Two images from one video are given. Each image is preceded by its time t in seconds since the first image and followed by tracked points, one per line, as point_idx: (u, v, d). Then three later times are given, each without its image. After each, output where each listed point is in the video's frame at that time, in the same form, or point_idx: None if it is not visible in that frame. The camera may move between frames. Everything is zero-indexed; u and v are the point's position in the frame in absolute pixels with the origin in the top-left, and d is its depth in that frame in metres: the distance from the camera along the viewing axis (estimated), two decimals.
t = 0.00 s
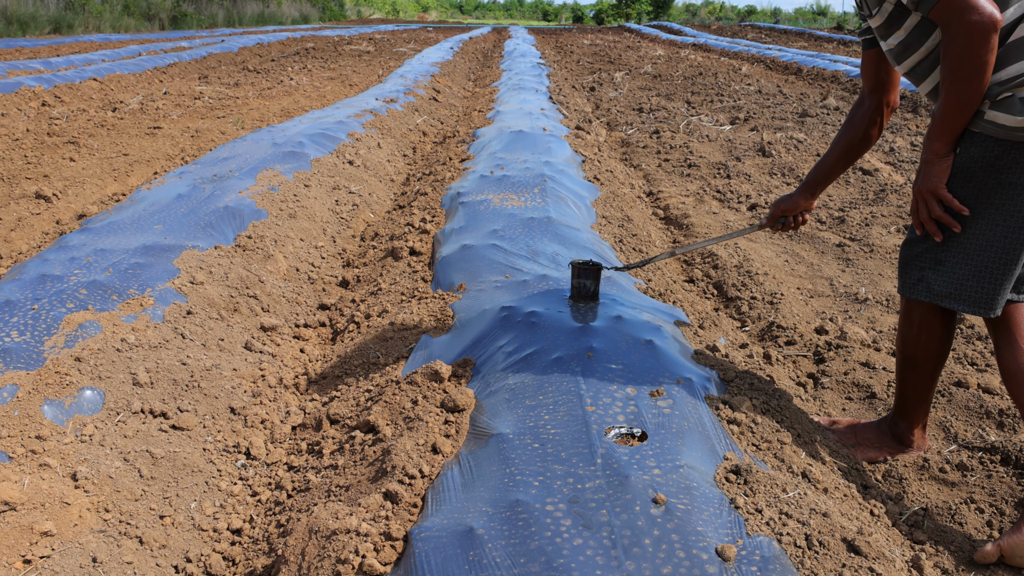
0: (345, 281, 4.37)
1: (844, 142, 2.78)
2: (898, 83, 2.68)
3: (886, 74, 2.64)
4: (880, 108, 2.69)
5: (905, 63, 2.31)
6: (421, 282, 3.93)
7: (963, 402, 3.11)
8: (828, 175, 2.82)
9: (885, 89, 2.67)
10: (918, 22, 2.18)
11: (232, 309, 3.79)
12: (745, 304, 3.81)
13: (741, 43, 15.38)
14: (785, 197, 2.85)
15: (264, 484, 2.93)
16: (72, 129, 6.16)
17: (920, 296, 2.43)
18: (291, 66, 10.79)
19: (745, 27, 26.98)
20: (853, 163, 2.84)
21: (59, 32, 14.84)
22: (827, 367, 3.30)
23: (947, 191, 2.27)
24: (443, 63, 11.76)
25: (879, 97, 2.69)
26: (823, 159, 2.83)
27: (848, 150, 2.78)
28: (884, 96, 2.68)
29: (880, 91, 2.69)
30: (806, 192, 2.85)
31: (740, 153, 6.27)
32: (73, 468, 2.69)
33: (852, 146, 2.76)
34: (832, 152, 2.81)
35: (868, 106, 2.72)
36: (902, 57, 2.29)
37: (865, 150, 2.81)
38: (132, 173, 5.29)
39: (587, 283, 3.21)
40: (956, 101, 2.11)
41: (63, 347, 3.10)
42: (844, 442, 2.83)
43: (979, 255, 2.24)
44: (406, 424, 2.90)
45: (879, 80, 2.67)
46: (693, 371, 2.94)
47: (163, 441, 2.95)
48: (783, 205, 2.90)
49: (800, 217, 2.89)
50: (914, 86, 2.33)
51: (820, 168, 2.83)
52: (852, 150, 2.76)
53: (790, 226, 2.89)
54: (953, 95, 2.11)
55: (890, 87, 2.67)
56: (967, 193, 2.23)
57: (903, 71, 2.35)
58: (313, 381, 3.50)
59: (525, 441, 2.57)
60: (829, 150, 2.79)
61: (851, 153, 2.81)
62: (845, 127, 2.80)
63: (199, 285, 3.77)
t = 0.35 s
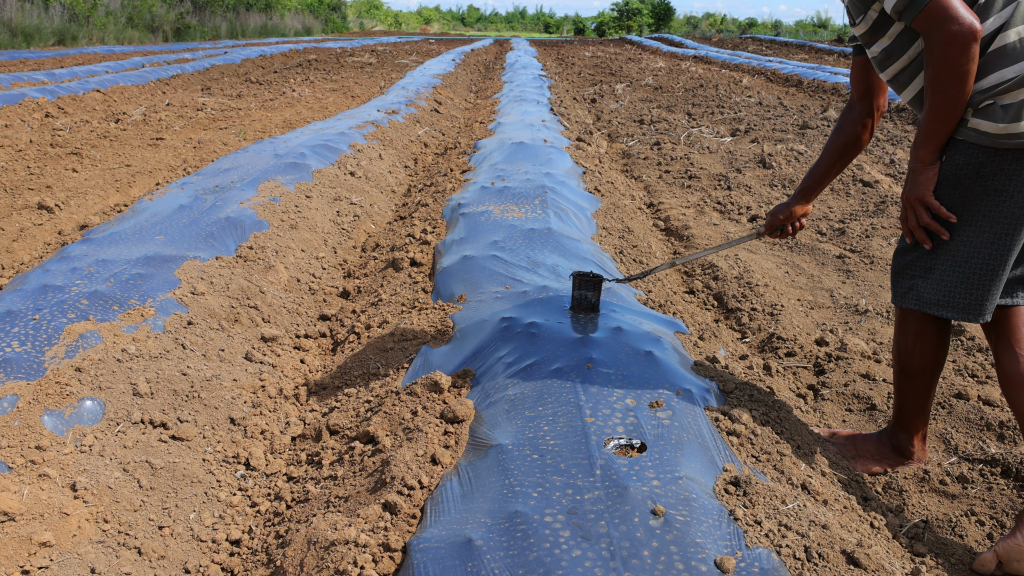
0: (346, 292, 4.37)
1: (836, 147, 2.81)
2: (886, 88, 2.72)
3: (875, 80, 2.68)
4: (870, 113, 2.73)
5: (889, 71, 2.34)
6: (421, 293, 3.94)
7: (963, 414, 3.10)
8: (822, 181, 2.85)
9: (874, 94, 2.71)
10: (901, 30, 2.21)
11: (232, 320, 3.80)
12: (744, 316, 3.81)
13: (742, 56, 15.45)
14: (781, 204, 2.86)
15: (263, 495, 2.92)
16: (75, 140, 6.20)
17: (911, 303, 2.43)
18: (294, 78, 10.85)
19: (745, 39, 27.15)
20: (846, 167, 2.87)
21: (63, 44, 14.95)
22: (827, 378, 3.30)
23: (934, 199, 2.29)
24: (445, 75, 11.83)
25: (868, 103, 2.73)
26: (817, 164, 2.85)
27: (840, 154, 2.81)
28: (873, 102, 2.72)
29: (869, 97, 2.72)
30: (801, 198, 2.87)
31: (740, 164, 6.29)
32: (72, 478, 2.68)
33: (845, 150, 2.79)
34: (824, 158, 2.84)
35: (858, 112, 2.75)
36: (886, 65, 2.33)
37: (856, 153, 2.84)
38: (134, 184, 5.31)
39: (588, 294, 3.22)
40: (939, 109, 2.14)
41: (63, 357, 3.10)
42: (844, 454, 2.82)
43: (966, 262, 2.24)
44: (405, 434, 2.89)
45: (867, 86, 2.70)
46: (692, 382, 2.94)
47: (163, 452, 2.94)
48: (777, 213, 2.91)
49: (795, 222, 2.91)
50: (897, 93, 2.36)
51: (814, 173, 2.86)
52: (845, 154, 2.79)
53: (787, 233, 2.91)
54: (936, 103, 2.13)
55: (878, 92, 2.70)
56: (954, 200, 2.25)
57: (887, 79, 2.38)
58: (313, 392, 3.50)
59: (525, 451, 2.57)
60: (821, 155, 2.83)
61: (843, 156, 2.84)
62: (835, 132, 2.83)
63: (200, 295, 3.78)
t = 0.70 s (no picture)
0: (346, 300, 4.37)
1: (827, 147, 2.87)
2: (875, 88, 2.79)
3: (866, 80, 2.74)
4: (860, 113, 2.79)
5: (890, 75, 2.36)
6: (422, 302, 3.95)
7: (964, 422, 3.10)
8: (814, 181, 2.91)
9: (865, 94, 2.77)
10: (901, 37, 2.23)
11: (233, 328, 3.80)
12: (745, 324, 3.81)
13: (742, 65, 15.52)
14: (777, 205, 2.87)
15: (263, 503, 2.91)
16: (77, 148, 6.21)
17: (920, 311, 2.42)
18: (295, 86, 10.88)
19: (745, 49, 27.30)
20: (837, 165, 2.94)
21: (65, 53, 15.00)
22: (828, 386, 3.29)
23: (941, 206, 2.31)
24: (446, 84, 11.88)
25: (859, 103, 2.79)
26: (809, 164, 2.90)
27: (832, 153, 2.88)
28: (864, 102, 2.78)
29: (860, 97, 2.78)
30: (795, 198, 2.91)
31: (740, 173, 6.31)
32: (72, 487, 2.68)
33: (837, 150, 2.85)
34: (817, 158, 2.89)
35: (850, 112, 2.80)
36: (887, 68, 2.35)
37: (846, 151, 2.91)
38: (135, 192, 5.32)
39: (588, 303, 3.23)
40: (943, 117, 2.15)
41: (64, 366, 3.10)
42: (844, 463, 2.81)
43: (975, 267, 2.27)
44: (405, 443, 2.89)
45: (859, 86, 2.76)
46: (693, 391, 2.94)
47: (163, 460, 2.93)
48: (772, 214, 2.92)
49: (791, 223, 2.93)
50: (899, 96, 2.39)
51: (806, 174, 2.91)
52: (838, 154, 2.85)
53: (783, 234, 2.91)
54: (938, 112, 2.15)
55: (869, 92, 2.77)
56: (960, 207, 2.27)
57: (889, 81, 2.40)
58: (313, 400, 3.50)
59: (525, 460, 2.56)
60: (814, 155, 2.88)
61: (834, 155, 2.91)
62: (826, 131, 2.88)
63: (200, 304, 3.78)
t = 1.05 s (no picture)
0: (346, 307, 4.38)
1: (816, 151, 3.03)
2: (857, 91, 2.96)
3: (849, 84, 2.91)
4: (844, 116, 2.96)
5: (894, 76, 2.44)
6: (422, 309, 3.95)
7: (964, 429, 3.09)
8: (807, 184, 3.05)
9: (848, 98, 2.95)
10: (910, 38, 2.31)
11: (233, 335, 3.80)
12: (745, 331, 3.82)
13: (742, 74, 15.54)
14: (774, 212, 2.93)
15: (264, 512, 2.91)
16: (77, 155, 6.21)
17: (919, 308, 2.47)
18: (295, 93, 10.89)
19: (745, 55, 27.31)
20: (827, 165, 3.11)
21: (65, 59, 14.99)
22: (827, 393, 3.30)
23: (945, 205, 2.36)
24: (446, 91, 11.89)
25: (843, 106, 2.96)
26: (802, 168, 3.07)
27: (821, 155, 3.05)
28: (848, 105, 2.95)
29: (843, 101, 2.95)
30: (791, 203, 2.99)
31: (740, 179, 6.32)
32: (72, 495, 2.67)
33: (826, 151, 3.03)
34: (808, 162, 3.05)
35: (835, 115, 2.97)
36: (892, 70, 2.43)
37: (834, 154, 3.07)
38: (136, 200, 5.32)
39: (587, 311, 3.24)
40: (956, 114, 2.18)
41: (64, 374, 3.10)
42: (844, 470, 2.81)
43: (973, 265, 2.36)
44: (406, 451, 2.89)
45: (842, 91, 2.93)
46: (692, 397, 2.95)
47: (164, 468, 2.93)
48: (770, 221, 2.97)
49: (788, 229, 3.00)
50: (901, 98, 2.47)
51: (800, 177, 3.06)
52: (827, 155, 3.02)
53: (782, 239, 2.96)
54: (952, 109, 2.18)
55: (851, 95, 2.94)
56: (964, 206, 2.33)
57: (892, 83, 2.48)
58: (314, 408, 3.50)
59: (526, 469, 2.56)
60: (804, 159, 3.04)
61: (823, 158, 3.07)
62: (813, 136, 3.05)
63: (200, 311, 3.78)
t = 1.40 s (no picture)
0: (346, 318, 4.38)
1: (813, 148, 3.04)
2: (857, 91, 2.97)
3: (848, 84, 2.92)
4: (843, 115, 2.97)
5: (895, 81, 2.51)
6: (422, 320, 3.95)
7: (964, 439, 3.09)
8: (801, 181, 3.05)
9: (847, 97, 2.96)
10: (913, 46, 2.38)
11: (234, 346, 3.80)
12: (744, 341, 3.82)
13: (740, 81, 15.55)
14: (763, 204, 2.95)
15: (265, 523, 2.90)
16: (76, 165, 6.21)
17: (940, 310, 2.49)
18: (294, 102, 10.91)
19: (744, 61, 27.34)
20: (823, 164, 3.12)
21: (65, 68, 14.98)
22: (828, 403, 3.30)
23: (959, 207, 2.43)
24: (445, 100, 11.91)
25: (842, 105, 2.97)
26: (796, 163, 3.07)
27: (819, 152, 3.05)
28: (847, 104, 2.96)
29: (843, 100, 2.96)
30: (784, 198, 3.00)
31: (739, 188, 6.33)
32: (74, 507, 2.67)
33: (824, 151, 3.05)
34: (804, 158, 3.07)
35: (834, 113, 2.98)
36: (894, 75, 2.50)
37: (831, 152, 3.08)
38: (135, 209, 5.32)
39: (587, 320, 3.26)
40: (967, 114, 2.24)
41: (65, 385, 3.11)
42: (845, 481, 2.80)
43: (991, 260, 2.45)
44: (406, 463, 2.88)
45: (842, 89, 2.94)
46: (692, 409, 2.94)
47: (165, 480, 2.93)
48: (760, 213, 3.01)
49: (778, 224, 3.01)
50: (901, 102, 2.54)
51: (795, 172, 3.06)
52: (823, 153, 3.03)
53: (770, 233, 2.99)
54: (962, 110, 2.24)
55: (851, 95, 2.95)
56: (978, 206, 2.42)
57: (892, 87, 2.55)
58: (314, 419, 3.50)
59: (527, 481, 2.55)
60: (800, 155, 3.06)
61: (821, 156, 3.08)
62: (812, 133, 3.06)
63: (201, 322, 3.79)
